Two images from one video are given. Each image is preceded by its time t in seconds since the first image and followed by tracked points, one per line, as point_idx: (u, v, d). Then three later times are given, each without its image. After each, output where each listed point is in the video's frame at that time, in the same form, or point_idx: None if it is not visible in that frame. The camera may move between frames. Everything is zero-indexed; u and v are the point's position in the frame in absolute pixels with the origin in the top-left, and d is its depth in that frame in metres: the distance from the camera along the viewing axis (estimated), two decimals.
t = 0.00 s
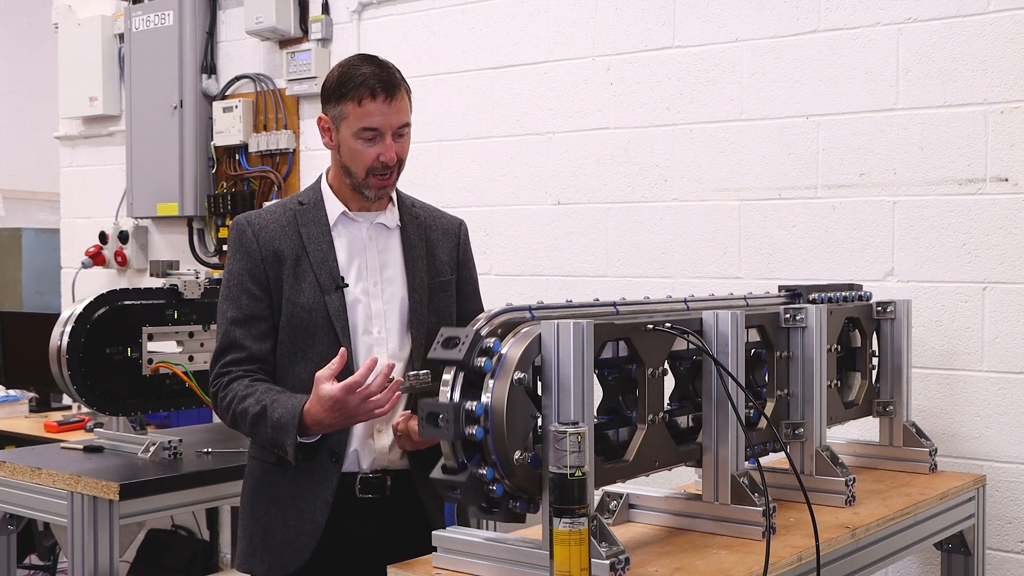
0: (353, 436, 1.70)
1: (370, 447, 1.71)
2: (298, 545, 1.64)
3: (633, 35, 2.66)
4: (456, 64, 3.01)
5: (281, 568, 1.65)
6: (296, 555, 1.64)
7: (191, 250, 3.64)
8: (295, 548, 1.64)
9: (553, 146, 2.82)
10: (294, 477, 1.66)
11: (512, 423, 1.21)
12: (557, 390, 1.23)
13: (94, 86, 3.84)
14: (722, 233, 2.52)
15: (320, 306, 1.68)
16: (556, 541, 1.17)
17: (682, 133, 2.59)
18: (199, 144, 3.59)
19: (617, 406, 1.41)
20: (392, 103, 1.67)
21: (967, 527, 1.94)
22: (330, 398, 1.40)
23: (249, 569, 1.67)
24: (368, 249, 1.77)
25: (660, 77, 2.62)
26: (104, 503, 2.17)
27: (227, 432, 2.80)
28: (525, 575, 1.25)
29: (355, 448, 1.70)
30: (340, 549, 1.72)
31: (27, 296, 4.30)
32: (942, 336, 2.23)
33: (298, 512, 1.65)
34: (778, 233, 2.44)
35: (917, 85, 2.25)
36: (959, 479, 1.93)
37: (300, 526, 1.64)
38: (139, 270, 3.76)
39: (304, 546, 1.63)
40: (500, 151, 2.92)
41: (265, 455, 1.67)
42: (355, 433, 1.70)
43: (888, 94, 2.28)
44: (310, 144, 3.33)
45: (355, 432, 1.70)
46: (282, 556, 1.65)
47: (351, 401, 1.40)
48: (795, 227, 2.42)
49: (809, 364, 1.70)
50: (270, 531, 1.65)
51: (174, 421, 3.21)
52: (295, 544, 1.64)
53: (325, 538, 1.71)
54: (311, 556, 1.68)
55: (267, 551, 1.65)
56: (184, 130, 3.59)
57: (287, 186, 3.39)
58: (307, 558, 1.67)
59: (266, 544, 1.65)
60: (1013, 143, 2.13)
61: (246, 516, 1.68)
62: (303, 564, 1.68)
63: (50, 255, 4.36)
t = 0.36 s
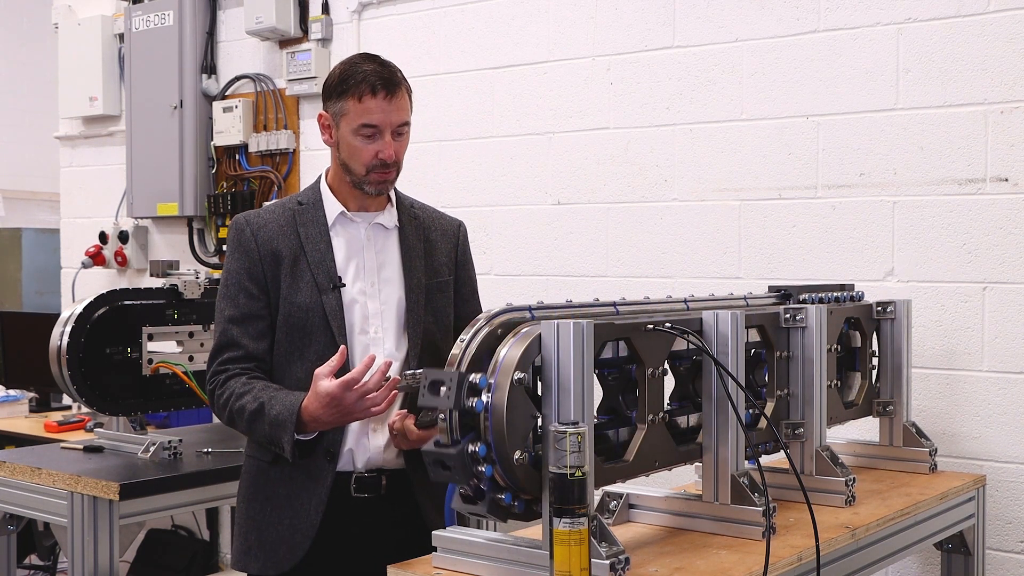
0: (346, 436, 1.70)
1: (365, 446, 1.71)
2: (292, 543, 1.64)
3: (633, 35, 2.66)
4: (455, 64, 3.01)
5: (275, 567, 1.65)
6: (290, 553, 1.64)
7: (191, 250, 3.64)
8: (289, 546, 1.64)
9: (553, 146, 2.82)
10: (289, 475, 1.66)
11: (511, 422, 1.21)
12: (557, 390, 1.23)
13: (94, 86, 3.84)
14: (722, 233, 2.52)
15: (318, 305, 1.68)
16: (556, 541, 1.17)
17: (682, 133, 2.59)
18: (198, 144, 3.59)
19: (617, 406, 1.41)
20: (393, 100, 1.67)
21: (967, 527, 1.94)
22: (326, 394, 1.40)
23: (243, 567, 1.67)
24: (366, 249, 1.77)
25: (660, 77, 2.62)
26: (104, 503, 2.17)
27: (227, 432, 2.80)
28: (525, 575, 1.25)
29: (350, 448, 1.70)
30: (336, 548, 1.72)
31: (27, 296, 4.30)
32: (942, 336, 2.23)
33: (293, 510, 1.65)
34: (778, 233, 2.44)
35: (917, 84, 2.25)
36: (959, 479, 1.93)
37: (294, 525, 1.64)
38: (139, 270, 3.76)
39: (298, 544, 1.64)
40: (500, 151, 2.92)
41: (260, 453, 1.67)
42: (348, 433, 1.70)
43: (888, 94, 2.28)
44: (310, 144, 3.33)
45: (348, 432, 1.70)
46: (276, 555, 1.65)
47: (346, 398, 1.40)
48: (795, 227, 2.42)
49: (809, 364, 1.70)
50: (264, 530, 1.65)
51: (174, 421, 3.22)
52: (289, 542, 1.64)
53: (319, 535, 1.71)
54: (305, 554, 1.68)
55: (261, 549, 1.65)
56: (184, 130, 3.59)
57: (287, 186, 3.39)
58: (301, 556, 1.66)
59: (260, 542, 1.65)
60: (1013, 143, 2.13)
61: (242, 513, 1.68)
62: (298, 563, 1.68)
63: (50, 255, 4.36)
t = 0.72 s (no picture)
0: (345, 436, 1.70)
1: (364, 446, 1.71)
2: (290, 543, 1.64)
3: (633, 35, 2.66)
4: (455, 64, 3.01)
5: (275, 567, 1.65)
6: (288, 552, 1.63)
7: (191, 250, 3.64)
8: (287, 546, 1.64)
9: (552, 146, 2.82)
10: (287, 474, 1.66)
11: (511, 422, 1.21)
12: (557, 390, 1.23)
13: (94, 86, 3.84)
14: (722, 233, 2.52)
15: (318, 305, 1.68)
16: (556, 541, 1.16)
17: (682, 133, 2.59)
18: (198, 144, 3.59)
19: (617, 406, 1.41)
20: (398, 101, 1.67)
21: (967, 527, 1.94)
22: (327, 384, 1.41)
23: (243, 566, 1.67)
24: (367, 248, 1.77)
25: (660, 77, 2.62)
26: (104, 503, 2.17)
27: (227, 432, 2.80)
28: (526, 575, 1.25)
29: (350, 447, 1.70)
30: (334, 548, 1.72)
31: (27, 296, 4.30)
32: (942, 337, 2.23)
33: (291, 510, 1.65)
34: (777, 233, 2.44)
35: (916, 85, 2.25)
36: (959, 479, 1.93)
37: (293, 524, 1.64)
38: (139, 270, 3.76)
39: (296, 544, 1.63)
40: (500, 151, 2.92)
41: (260, 453, 1.67)
42: (348, 433, 1.70)
43: (888, 94, 2.28)
44: (310, 144, 3.33)
45: (348, 432, 1.70)
46: (273, 554, 1.64)
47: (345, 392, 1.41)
48: (795, 227, 2.42)
49: (809, 364, 1.70)
50: (262, 529, 1.65)
51: (174, 421, 3.22)
52: (289, 542, 1.64)
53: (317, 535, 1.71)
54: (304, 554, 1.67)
55: (258, 548, 1.65)
56: (184, 130, 3.59)
57: (287, 186, 3.39)
58: (300, 556, 1.66)
59: (257, 541, 1.65)
60: (1013, 143, 2.13)
61: (240, 513, 1.68)
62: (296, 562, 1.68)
63: (49, 255, 4.36)
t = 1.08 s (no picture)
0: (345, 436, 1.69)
1: (365, 447, 1.70)
2: (290, 543, 1.64)
3: (633, 35, 2.66)
4: (455, 64, 3.01)
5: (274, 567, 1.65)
6: (288, 553, 1.63)
7: (191, 250, 3.64)
8: (287, 546, 1.64)
9: (552, 146, 2.82)
10: (288, 474, 1.66)
11: (511, 422, 1.21)
12: (557, 390, 1.23)
13: (94, 86, 3.84)
14: (722, 233, 2.52)
15: (320, 305, 1.68)
16: (556, 541, 1.16)
17: (682, 133, 2.59)
18: (198, 144, 3.59)
19: (617, 406, 1.41)
20: (401, 102, 1.67)
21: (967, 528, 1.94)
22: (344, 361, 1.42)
23: (243, 567, 1.67)
24: (369, 249, 1.77)
25: (660, 77, 2.62)
26: (104, 503, 2.17)
27: (227, 432, 2.81)
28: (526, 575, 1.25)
29: (350, 447, 1.70)
30: (334, 548, 1.72)
31: (27, 296, 4.30)
32: (942, 337, 2.23)
33: (292, 510, 1.65)
34: (777, 233, 2.44)
35: (916, 85, 2.25)
36: (959, 479, 1.93)
37: (293, 525, 1.64)
38: (139, 270, 3.76)
39: (296, 544, 1.63)
40: (500, 151, 2.92)
41: (261, 453, 1.67)
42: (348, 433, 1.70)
43: (888, 94, 2.28)
44: (310, 144, 3.33)
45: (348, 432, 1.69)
46: (273, 555, 1.64)
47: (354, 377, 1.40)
48: (795, 228, 2.42)
49: (809, 364, 1.70)
50: (263, 529, 1.65)
51: (174, 420, 3.22)
52: (288, 542, 1.64)
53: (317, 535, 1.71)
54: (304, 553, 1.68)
55: (259, 548, 1.65)
56: (184, 130, 3.59)
57: (287, 186, 3.39)
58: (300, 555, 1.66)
59: (257, 541, 1.65)
60: (1013, 143, 2.13)
61: (240, 512, 1.68)
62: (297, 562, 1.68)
63: (49, 255, 4.36)
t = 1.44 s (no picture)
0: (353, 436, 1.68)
1: (372, 446, 1.70)
2: (302, 544, 1.64)
3: (633, 35, 2.66)
4: (455, 65, 3.02)
5: (286, 567, 1.64)
6: (301, 554, 1.64)
7: (191, 250, 3.64)
8: (299, 547, 1.64)
9: (552, 146, 2.82)
10: (297, 474, 1.65)
11: (511, 423, 1.22)
12: (557, 390, 1.23)
13: (94, 86, 3.84)
14: (722, 233, 2.52)
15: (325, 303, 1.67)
16: (556, 541, 1.16)
17: (682, 133, 2.59)
18: (198, 144, 3.59)
19: (617, 406, 1.41)
20: (404, 104, 1.67)
21: (967, 528, 1.94)
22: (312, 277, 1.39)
23: (252, 568, 1.66)
24: (375, 248, 1.77)
25: (660, 77, 2.62)
26: (104, 503, 2.17)
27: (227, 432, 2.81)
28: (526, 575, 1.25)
29: (357, 447, 1.69)
30: (343, 548, 1.73)
31: (27, 296, 4.30)
32: (943, 337, 2.23)
33: (303, 511, 1.65)
34: (777, 232, 2.45)
35: (916, 85, 2.25)
36: (959, 479, 1.93)
37: (305, 526, 1.64)
38: (139, 270, 3.76)
39: (309, 545, 1.64)
40: (500, 151, 2.92)
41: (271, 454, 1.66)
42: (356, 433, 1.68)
43: (888, 94, 2.28)
44: (310, 144, 3.33)
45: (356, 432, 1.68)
46: (286, 556, 1.64)
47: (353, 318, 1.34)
48: (795, 228, 2.42)
49: (809, 364, 1.70)
50: (274, 532, 1.65)
51: (174, 420, 3.22)
52: (301, 542, 1.64)
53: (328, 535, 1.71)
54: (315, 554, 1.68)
55: (271, 550, 1.65)
56: (184, 130, 3.59)
57: (287, 186, 3.39)
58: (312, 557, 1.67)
59: (268, 543, 1.65)
60: (1013, 143, 2.13)
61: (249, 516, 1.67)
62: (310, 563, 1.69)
63: (49, 255, 4.36)
